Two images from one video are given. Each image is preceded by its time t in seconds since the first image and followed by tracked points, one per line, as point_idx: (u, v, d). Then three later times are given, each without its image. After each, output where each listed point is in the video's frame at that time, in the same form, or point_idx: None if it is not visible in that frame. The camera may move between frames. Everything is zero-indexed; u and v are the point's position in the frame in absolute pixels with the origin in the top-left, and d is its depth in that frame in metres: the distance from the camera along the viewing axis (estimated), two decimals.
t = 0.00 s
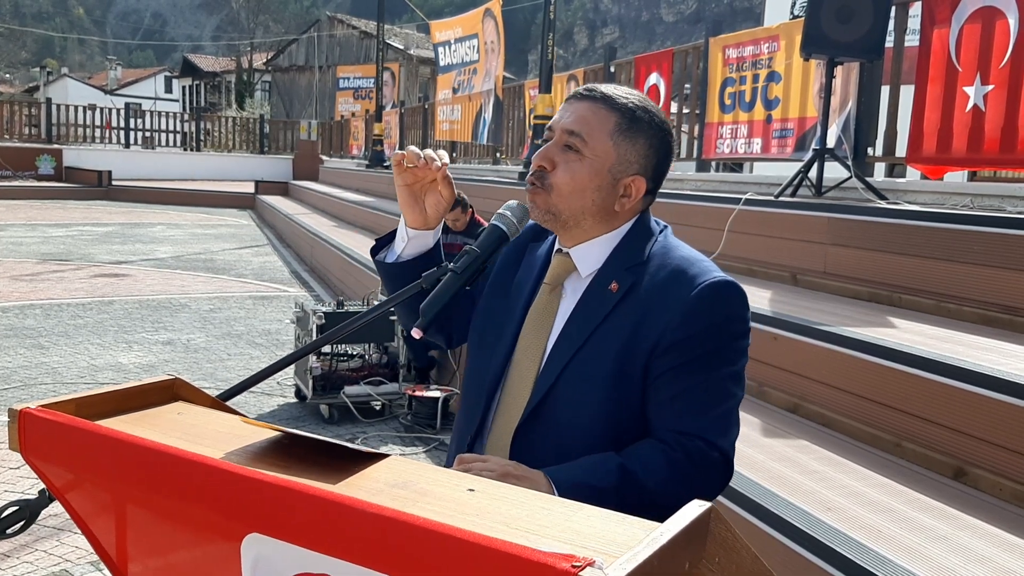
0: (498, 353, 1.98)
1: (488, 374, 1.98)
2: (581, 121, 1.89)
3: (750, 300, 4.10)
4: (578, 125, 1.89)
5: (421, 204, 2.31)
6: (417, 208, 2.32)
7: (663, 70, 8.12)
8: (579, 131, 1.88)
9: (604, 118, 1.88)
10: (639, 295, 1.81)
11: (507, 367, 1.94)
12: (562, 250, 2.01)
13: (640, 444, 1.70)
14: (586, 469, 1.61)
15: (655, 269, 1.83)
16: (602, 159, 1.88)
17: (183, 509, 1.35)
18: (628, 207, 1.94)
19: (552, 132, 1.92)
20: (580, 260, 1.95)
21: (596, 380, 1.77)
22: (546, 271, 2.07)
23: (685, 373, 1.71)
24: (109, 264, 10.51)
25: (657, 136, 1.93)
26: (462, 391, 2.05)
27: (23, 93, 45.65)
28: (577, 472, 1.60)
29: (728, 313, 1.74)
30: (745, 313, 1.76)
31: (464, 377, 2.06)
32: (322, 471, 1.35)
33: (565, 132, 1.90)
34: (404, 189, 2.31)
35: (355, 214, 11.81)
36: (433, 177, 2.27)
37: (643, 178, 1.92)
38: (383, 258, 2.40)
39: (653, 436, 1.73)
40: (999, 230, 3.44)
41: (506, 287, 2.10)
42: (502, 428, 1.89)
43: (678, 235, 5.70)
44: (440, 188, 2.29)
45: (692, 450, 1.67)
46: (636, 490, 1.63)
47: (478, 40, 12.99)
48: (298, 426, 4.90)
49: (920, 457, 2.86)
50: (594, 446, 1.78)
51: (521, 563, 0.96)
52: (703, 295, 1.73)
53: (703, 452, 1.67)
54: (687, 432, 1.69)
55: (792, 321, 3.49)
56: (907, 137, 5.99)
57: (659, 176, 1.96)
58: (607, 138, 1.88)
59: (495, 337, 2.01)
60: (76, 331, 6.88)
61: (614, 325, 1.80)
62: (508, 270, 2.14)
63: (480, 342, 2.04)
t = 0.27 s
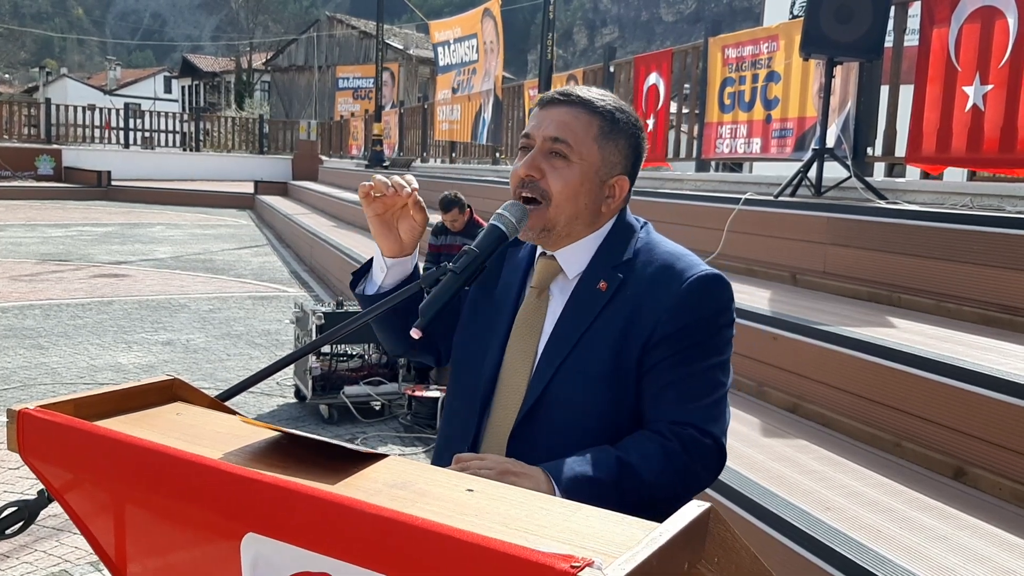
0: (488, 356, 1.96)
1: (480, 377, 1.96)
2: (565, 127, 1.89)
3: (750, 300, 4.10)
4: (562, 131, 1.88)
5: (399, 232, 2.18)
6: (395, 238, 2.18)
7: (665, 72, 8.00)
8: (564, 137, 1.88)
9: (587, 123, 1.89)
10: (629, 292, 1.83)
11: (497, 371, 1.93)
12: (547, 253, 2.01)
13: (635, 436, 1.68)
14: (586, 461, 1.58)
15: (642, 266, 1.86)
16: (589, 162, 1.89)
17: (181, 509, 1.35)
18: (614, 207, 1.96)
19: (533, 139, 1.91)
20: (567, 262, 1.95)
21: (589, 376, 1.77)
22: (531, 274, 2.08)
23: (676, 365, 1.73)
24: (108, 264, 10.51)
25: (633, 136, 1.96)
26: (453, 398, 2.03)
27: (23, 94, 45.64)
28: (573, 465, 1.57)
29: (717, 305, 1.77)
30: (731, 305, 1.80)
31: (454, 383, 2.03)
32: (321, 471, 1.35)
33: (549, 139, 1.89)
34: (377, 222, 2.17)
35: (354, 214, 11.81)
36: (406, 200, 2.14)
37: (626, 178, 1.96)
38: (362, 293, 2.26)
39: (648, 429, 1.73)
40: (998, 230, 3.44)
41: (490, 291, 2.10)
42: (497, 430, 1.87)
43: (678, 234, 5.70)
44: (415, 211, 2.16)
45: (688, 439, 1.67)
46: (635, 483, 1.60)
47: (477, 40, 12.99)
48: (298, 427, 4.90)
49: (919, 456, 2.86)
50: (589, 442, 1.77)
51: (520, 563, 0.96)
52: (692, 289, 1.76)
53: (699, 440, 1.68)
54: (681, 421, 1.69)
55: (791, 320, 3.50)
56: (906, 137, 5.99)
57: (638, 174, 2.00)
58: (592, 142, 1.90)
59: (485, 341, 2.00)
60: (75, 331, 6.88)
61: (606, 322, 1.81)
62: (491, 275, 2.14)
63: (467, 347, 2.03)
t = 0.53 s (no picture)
0: (487, 354, 1.96)
1: (479, 376, 1.95)
2: (575, 121, 1.88)
3: (750, 300, 4.10)
4: (573, 125, 1.88)
5: (393, 263, 2.07)
6: (390, 269, 2.07)
7: (663, 70, 8.08)
8: (575, 131, 1.88)
9: (597, 118, 1.90)
10: (626, 288, 1.83)
11: (496, 370, 1.93)
12: (545, 251, 2.00)
13: (632, 431, 1.68)
14: (585, 458, 1.58)
15: (639, 262, 1.87)
16: (599, 157, 1.90)
17: (181, 509, 1.35)
18: (615, 202, 1.98)
19: (542, 132, 1.89)
20: (566, 258, 1.95)
21: (588, 372, 1.78)
22: (528, 272, 2.08)
23: (674, 358, 1.73)
24: (108, 264, 10.51)
25: (634, 132, 1.99)
26: (454, 399, 2.02)
27: (23, 93, 45.66)
28: (573, 463, 1.56)
29: (713, 299, 1.78)
30: (726, 300, 1.81)
31: (454, 384, 2.03)
32: (320, 471, 1.35)
33: (560, 132, 1.88)
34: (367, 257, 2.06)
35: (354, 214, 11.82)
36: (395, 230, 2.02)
37: (628, 173, 1.98)
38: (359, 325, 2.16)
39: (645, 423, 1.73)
40: (998, 230, 3.44)
41: (486, 292, 2.09)
42: (498, 430, 1.86)
43: (677, 234, 5.70)
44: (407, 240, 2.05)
45: (684, 432, 1.67)
46: (634, 478, 1.60)
47: (476, 40, 13.00)
48: (298, 427, 4.90)
49: (919, 456, 2.86)
50: (587, 438, 1.77)
51: (519, 562, 0.96)
52: (689, 284, 1.77)
53: (695, 432, 1.68)
54: (677, 414, 1.70)
55: (790, 320, 3.50)
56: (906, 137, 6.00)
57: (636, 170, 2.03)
58: (602, 137, 1.90)
59: (484, 339, 2.00)
60: (75, 331, 6.88)
61: (604, 317, 1.81)
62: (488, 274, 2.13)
63: (467, 346, 2.02)
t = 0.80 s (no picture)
0: (488, 355, 1.96)
1: (481, 377, 1.95)
2: (588, 123, 1.88)
3: (749, 300, 4.10)
4: (586, 127, 1.88)
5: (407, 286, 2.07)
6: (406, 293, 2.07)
7: (662, 69, 8.08)
8: (588, 133, 1.88)
9: (608, 118, 1.90)
10: (629, 287, 1.83)
11: (498, 370, 1.93)
12: (548, 250, 2.00)
13: (629, 432, 1.68)
14: (582, 464, 1.58)
15: (641, 262, 1.87)
16: (612, 157, 1.91)
17: (179, 509, 1.35)
18: (622, 199, 2.00)
19: (556, 135, 1.88)
20: (569, 259, 1.94)
21: (590, 371, 1.77)
22: (530, 272, 2.06)
23: (674, 358, 1.73)
24: (108, 265, 10.50)
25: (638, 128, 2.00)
26: (456, 400, 2.03)
27: (22, 93, 45.65)
28: (571, 471, 1.56)
29: (714, 299, 1.78)
30: (727, 300, 1.81)
31: (457, 385, 2.03)
32: (318, 471, 1.35)
33: (574, 134, 1.87)
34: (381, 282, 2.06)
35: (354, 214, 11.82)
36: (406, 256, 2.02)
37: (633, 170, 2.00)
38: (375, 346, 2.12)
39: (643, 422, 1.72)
40: (997, 229, 3.44)
41: (488, 293, 2.08)
42: (499, 431, 1.86)
43: (677, 234, 5.70)
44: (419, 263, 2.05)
45: (680, 431, 1.66)
46: (632, 481, 1.60)
47: (476, 40, 13.00)
48: (298, 427, 4.90)
49: (918, 456, 2.86)
50: (586, 437, 1.77)
51: (518, 564, 0.96)
52: (691, 283, 1.77)
53: (691, 431, 1.68)
54: (674, 413, 1.69)
55: (790, 320, 3.50)
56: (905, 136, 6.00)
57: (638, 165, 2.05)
58: (614, 137, 1.91)
59: (486, 340, 1.99)
60: (75, 331, 6.88)
61: (606, 317, 1.81)
62: (490, 275, 2.13)
63: (470, 347, 2.02)
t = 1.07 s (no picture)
0: (489, 357, 1.96)
1: (482, 379, 1.95)
2: (589, 125, 1.87)
3: (749, 300, 4.10)
4: (587, 129, 1.87)
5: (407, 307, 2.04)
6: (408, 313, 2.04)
7: (662, 70, 8.09)
8: (589, 135, 1.88)
9: (609, 120, 1.90)
10: (628, 287, 1.83)
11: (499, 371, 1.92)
12: (549, 253, 2.00)
13: (627, 432, 1.68)
14: (580, 464, 1.58)
15: (640, 262, 1.87)
16: (613, 159, 1.91)
17: (177, 511, 1.35)
18: (622, 200, 2.00)
19: (556, 138, 1.88)
20: (569, 262, 1.94)
21: (589, 372, 1.78)
22: (530, 274, 2.06)
23: (673, 356, 1.74)
24: (108, 266, 10.50)
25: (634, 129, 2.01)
26: (458, 402, 2.03)
27: (22, 94, 45.66)
28: (570, 471, 1.56)
29: (713, 298, 1.79)
30: (726, 300, 1.82)
31: (459, 388, 2.03)
32: (316, 472, 1.35)
33: (575, 137, 1.88)
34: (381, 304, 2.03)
35: (353, 215, 11.82)
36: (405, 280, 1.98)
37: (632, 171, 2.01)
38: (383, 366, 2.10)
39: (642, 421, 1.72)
40: (996, 229, 3.44)
41: (488, 296, 2.08)
42: (499, 433, 1.86)
43: (676, 234, 5.70)
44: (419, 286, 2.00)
45: (678, 431, 1.66)
46: (631, 481, 1.60)
47: (475, 40, 13.01)
48: (298, 428, 4.90)
49: (917, 456, 2.86)
50: (586, 437, 1.77)
51: (515, 565, 0.97)
52: (690, 283, 1.78)
53: (690, 430, 1.67)
54: (673, 412, 1.69)
55: (789, 320, 3.50)
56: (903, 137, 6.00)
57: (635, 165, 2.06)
58: (615, 139, 1.91)
59: (486, 342, 1.99)
60: (75, 332, 6.87)
61: (606, 317, 1.81)
62: (489, 278, 2.12)
63: (472, 350, 2.02)
